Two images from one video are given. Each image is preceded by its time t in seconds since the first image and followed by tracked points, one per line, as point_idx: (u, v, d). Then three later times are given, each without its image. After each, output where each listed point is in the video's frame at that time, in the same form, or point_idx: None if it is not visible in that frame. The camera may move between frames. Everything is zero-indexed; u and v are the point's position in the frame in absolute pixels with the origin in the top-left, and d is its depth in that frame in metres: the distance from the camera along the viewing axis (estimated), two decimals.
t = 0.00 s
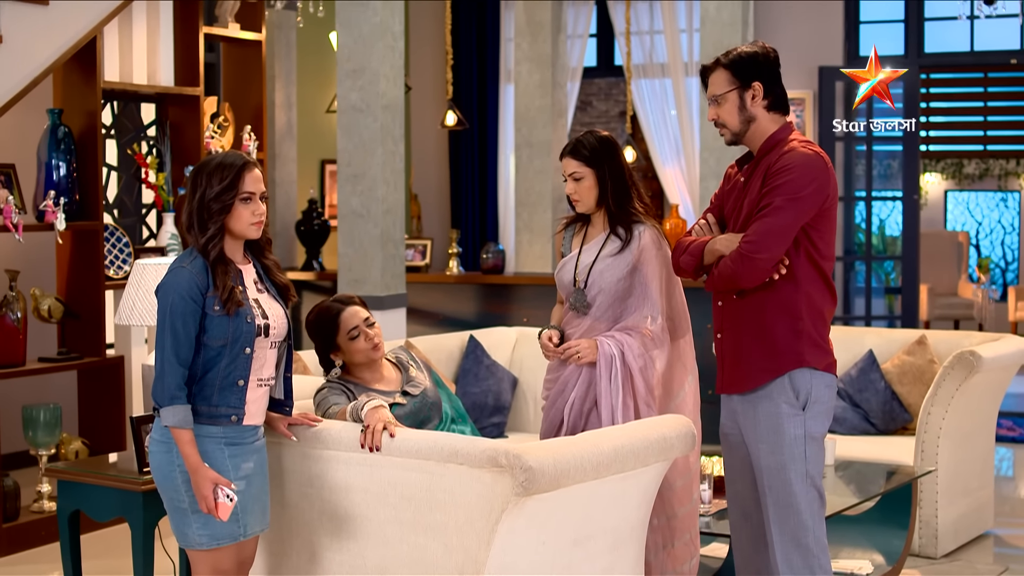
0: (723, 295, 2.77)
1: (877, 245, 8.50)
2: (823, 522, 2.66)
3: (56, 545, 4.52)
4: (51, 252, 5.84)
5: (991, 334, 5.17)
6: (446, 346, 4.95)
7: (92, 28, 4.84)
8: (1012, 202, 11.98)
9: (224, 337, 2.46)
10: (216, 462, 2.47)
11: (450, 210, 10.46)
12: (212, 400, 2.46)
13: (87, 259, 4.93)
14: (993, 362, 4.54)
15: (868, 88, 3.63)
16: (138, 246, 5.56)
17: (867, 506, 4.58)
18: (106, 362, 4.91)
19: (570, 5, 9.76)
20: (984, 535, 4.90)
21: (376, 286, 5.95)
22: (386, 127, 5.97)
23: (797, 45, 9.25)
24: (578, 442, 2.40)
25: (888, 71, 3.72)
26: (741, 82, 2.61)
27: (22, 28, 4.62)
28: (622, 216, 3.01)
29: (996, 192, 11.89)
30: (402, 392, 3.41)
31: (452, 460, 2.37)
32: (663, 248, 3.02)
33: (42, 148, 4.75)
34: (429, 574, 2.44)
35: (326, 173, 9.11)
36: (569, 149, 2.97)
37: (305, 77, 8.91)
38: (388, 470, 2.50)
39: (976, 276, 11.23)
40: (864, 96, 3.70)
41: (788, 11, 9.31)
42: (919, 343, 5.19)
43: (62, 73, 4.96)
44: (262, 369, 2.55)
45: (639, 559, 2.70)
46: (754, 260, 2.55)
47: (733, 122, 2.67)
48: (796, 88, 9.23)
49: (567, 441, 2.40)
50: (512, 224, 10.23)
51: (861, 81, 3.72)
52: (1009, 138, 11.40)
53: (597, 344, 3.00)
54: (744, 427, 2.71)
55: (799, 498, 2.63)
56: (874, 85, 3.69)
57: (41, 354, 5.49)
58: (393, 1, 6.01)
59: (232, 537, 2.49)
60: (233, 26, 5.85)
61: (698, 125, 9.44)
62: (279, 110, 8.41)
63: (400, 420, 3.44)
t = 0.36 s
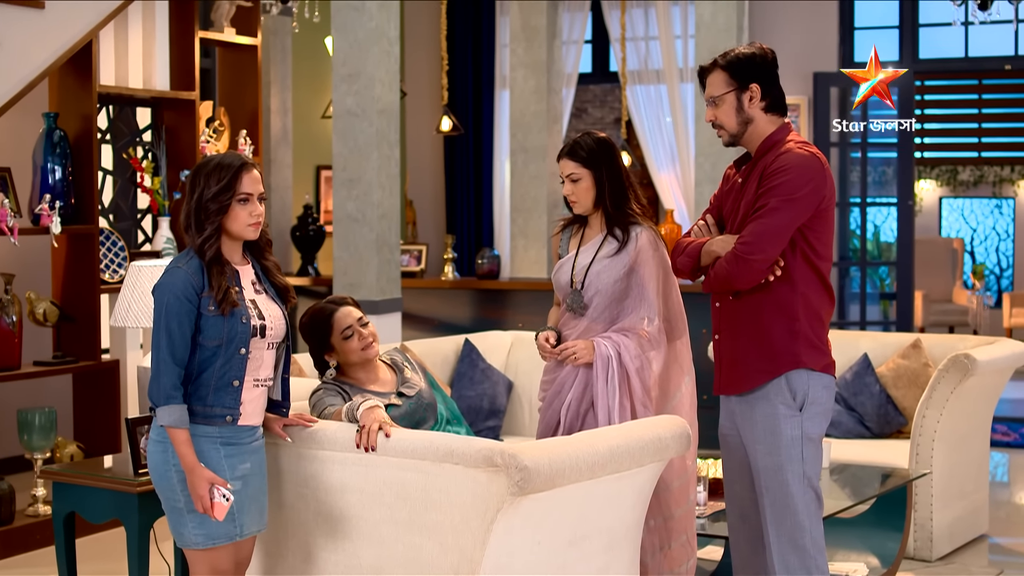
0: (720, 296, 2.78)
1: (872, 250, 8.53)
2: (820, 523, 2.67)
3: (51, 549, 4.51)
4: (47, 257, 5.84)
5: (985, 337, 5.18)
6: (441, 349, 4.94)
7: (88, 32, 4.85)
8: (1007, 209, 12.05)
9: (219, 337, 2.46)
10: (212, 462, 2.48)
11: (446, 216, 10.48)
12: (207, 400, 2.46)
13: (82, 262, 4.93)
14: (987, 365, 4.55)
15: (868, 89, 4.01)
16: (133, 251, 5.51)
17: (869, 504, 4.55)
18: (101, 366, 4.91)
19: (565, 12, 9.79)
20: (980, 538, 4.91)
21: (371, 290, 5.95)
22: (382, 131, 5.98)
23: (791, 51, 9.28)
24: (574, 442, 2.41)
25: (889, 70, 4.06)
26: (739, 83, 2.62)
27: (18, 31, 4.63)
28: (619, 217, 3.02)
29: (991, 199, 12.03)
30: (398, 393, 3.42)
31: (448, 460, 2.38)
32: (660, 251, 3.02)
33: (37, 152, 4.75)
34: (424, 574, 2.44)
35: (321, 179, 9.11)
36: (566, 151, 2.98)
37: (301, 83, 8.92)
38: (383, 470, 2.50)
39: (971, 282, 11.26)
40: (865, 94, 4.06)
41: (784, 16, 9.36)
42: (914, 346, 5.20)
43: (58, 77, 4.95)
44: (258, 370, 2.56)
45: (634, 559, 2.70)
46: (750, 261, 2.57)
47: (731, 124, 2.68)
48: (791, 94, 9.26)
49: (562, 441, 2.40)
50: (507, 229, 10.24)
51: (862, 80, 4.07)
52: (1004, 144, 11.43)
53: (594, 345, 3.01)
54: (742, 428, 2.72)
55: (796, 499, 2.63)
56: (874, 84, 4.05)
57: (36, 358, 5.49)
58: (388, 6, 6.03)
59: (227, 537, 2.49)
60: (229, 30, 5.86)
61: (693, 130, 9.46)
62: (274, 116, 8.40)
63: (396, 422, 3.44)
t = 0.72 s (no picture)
0: (721, 297, 2.78)
1: (868, 256, 8.54)
2: (819, 524, 2.66)
3: (48, 553, 4.51)
4: (43, 261, 5.84)
5: (981, 340, 5.19)
6: (438, 353, 4.95)
7: (85, 36, 4.86)
8: (1002, 215, 12.01)
9: (216, 337, 2.46)
10: (209, 462, 2.48)
11: (442, 221, 10.49)
12: (204, 400, 2.47)
13: (78, 265, 4.93)
14: (983, 368, 4.56)
15: (868, 91, 4.05)
16: (130, 254, 5.52)
17: (866, 505, 4.54)
18: (98, 369, 4.91)
19: (561, 17, 9.81)
20: (976, 541, 4.91)
21: (368, 294, 5.96)
22: (378, 135, 5.98)
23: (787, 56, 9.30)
24: (571, 442, 2.41)
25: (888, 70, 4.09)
26: (740, 83, 2.63)
27: (15, 34, 4.64)
28: (617, 218, 3.02)
29: (987, 206, 11.95)
30: (394, 395, 3.47)
31: (445, 460, 2.38)
32: (658, 252, 3.03)
33: (34, 155, 4.75)
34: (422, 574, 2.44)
35: (318, 184, 9.11)
36: (565, 152, 2.99)
37: (298, 88, 8.93)
38: (381, 470, 2.51)
39: (967, 288, 11.27)
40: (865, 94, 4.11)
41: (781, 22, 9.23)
42: (910, 350, 5.21)
43: (54, 81, 4.96)
44: (256, 370, 2.56)
45: (631, 559, 2.71)
46: (749, 261, 2.57)
47: (732, 123, 2.68)
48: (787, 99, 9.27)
49: (559, 441, 2.40)
50: (504, 235, 10.25)
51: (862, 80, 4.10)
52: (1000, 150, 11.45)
53: (591, 346, 3.01)
54: (741, 428, 2.72)
55: (795, 499, 2.63)
56: (875, 85, 4.09)
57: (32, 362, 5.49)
58: (384, 10, 6.04)
59: (224, 536, 2.49)
60: (225, 35, 5.86)
61: (689, 135, 9.48)
62: (271, 121, 8.51)
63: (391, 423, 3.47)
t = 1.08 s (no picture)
0: (724, 297, 2.79)
1: (867, 261, 8.57)
2: (821, 525, 2.66)
3: (47, 556, 4.51)
4: (42, 264, 5.85)
5: (980, 343, 5.20)
6: (436, 356, 4.96)
7: (84, 39, 4.87)
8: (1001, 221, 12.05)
9: (217, 336, 2.46)
10: (208, 461, 2.48)
11: (441, 226, 10.50)
12: (204, 399, 2.47)
13: (78, 269, 4.93)
14: (982, 370, 4.56)
15: (868, 89, 4.03)
16: (129, 259, 5.51)
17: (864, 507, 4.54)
18: (97, 372, 4.91)
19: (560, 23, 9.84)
20: (975, 544, 4.91)
21: (367, 298, 5.97)
22: (377, 139, 5.99)
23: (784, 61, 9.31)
24: (570, 441, 2.41)
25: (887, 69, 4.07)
26: (747, 83, 2.63)
27: (13, 37, 4.64)
28: (618, 219, 3.03)
29: (986, 212, 12.00)
30: (392, 397, 3.49)
31: (444, 459, 2.38)
32: (659, 252, 3.03)
33: (33, 158, 4.76)
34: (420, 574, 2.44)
35: (317, 189, 9.12)
36: (567, 151, 2.99)
37: (296, 92, 8.93)
38: (380, 470, 2.51)
39: (966, 293, 11.27)
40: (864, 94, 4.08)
41: (776, 28, 9.26)
42: (909, 353, 5.22)
43: (53, 84, 4.96)
44: (256, 371, 2.56)
45: (630, 559, 2.71)
46: (751, 262, 2.58)
47: (737, 123, 2.69)
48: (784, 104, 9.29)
49: (558, 440, 2.40)
50: (502, 239, 10.26)
51: (861, 80, 4.08)
52: (999, 156, 11.46)
53: (592, 346, 3.02)
54: (742, 429, 2.73)
55: (796, 500, 2.64)
56: (874, 85, 4.07)
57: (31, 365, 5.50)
58: (383, 14, 6.04)
59: (224, 535, 2.49)
60: (225, 39, 5.88)
61: (688, 140, 9.49)
62: (269, 126, 8.36)
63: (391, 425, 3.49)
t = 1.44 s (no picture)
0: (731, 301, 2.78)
1: (869, 265, 8.58)
2: (827, 528, 2.65)
3: (50, 558, 4.51)
4: (45, 266, 5.85)
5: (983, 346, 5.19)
6: (440, 359, 4.96)
7: (88, 42, 4.88)
8: (1004, 226, 11.95)
9: (222, 337, 2.47)
10: (213, 461, 2.48)
11: (443, 230, 10.51)
12: (209, 400, 2.47)
13: (81, 272, 4.94)
14: (985, 373, 4.56)
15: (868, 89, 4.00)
16: (132, 262, 5.51)
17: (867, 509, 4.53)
18: (100, 375, 4.92)
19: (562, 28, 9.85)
20: (978, 547, 4.91)
21: (370, 301, 5.97)
22: (380, 143, 6.00)
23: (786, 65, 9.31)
24: (574, 441, 2.41)
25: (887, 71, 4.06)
26: (765, 84, 2.61)
27: (16, 39, 4.65)
28: (625, 221, 3.08)
29: (988, 216, 11.93)
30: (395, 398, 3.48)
31: (448, 459, 2.38)
32: (668, 252, 3.03)
33: (37, 162, 4.77)
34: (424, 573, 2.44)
35: (319, 193, 9.13)
36: (594, 142, 3.04)
37: (299, 97, 8.95)
38: (385, 470, 2.51)
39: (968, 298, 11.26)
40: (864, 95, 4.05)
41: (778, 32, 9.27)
42: (912, 355, 5.21)
43: (57, 87, 4.97)
44: (261, 372, 2.56)
45: (634, 559, 2.71)
46: (755, 271, 2.56)
47: (749, 121, 2.67)
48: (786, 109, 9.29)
49: (562, 439, 2.41)
50: (505, 243, 10.25)
51: (861, 80, 4.06)
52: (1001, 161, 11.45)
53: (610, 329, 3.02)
54: (749, 430, 2.72)
55: (801, 501, 2.63)
56: (874, 85, 4.04)
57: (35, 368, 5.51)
58: (386, 17, 6.05)
59: (230, 535, 2.49)
60: (228, 43, 5.89)
61: (691, 145, 9.50)
62: (273, 130, 8.39)
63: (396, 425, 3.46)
